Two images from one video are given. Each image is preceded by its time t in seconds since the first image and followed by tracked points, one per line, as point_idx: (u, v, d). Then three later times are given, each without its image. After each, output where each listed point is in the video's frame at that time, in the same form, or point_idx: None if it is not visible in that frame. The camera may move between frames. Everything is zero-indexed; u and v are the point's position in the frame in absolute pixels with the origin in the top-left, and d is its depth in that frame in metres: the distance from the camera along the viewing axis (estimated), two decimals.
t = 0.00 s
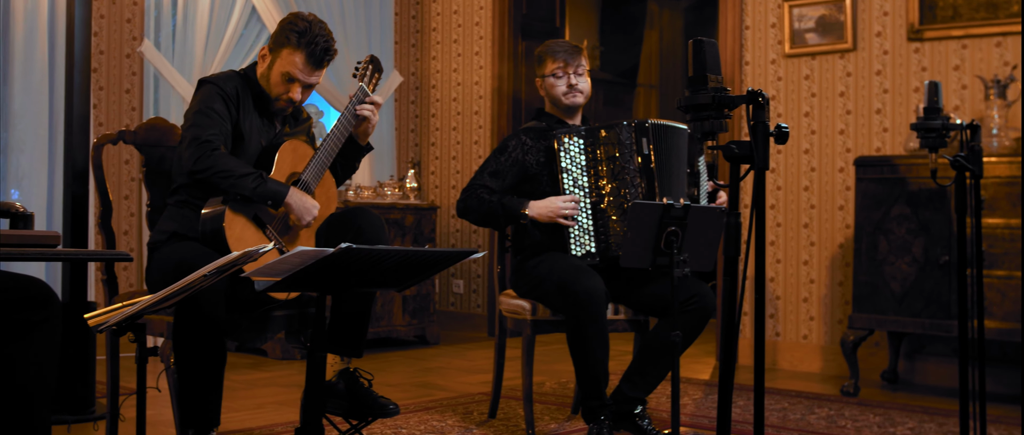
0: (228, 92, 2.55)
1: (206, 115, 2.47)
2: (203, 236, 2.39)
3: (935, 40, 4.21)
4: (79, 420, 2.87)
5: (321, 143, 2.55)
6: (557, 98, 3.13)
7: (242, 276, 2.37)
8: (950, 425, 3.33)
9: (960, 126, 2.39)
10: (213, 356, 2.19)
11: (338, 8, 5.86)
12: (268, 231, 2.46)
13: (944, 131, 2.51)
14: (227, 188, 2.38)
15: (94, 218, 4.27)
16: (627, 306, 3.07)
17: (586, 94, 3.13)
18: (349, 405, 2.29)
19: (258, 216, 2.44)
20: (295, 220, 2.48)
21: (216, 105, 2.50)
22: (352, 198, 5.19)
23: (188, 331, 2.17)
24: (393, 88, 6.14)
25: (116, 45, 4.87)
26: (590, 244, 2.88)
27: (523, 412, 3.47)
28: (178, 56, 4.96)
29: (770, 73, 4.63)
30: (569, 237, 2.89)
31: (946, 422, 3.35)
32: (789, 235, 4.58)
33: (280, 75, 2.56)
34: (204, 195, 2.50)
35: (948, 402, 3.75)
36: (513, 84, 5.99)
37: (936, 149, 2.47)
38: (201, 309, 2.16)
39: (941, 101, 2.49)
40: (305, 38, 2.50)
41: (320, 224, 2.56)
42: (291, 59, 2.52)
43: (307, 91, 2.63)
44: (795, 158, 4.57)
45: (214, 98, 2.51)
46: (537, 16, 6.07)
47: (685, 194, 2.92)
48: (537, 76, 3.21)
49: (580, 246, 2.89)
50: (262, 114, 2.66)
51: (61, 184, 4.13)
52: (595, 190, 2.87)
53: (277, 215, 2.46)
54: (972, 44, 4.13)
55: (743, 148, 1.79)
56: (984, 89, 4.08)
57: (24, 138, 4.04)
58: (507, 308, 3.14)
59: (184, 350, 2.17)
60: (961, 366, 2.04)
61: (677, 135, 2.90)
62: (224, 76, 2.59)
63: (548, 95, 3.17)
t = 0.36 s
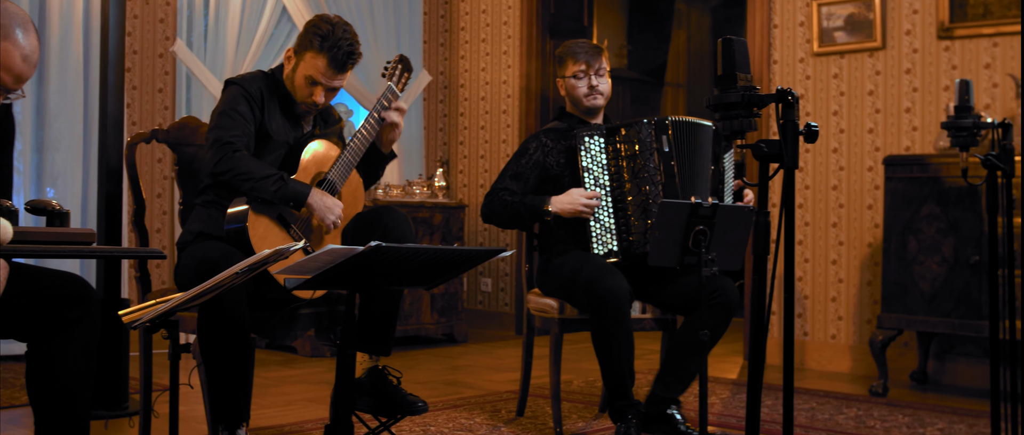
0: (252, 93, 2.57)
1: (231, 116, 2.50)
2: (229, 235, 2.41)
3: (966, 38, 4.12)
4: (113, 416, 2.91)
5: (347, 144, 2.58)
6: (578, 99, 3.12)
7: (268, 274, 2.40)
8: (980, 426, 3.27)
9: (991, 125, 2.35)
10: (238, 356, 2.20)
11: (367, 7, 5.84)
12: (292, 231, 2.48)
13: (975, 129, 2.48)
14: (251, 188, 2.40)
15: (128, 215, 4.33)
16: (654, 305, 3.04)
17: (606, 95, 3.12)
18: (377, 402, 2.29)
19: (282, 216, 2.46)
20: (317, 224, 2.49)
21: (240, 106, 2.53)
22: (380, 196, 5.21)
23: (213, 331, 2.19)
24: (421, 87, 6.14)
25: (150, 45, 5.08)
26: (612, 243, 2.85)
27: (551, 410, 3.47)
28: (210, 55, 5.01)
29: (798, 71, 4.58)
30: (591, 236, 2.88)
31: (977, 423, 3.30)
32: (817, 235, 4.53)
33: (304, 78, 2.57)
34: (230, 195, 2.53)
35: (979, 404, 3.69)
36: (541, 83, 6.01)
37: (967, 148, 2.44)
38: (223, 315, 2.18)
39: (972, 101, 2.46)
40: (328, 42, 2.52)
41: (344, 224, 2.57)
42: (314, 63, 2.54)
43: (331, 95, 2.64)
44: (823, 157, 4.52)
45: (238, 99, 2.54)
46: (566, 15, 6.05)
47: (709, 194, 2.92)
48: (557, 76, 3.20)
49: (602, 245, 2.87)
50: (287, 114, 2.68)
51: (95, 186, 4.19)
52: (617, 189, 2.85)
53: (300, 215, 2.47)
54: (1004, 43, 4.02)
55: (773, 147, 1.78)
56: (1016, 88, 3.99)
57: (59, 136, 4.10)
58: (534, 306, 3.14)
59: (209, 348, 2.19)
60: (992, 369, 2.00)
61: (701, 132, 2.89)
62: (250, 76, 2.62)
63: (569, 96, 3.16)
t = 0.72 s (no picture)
0: (290, 92, 2.59)
1: (267, 114, 2.52)
2: (261, 234, 2.42)
3: (1000, 36, 4.02)
4: (144, 414, 2.95)
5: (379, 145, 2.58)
6: (609, 100, 3.10)
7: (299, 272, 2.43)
8: (1015, 428, 3.20)
9: None
10: (268, 355, 2.20)
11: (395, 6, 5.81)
12: (324, 230, 2.49)
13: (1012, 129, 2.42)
14: (283, 187, 2.41)
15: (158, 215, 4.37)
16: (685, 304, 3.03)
17: (636, 97, 3.10)
18: (404, 400, 2.28)
19: (313, 216, 2.47)
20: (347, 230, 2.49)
21: (277, 105, 2.54)
22: (410, 195, 5.22)
23: (243, 331, 2.19)
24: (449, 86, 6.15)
25: (179, 45, 5.05)
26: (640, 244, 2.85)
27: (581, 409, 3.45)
28: (239, 55, 5.04)
29: (829, 70, 4.52)
30: (619, 237, 2.86)
31: (1012, 425, 3.23)
32: (848, 234, 4.46)
33: (343, 86, 2.58)
34: (263, 194, 2.54)
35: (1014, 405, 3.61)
36: (570, 82, 5.99)
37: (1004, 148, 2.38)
38: (253, 312, 2.19)
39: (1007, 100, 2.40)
40: (372, 53, 2.52)
41: (376, 223, 2.58)
42: (356, 72, 2.54)
43: (368, 104, 2.64)
44: (855, 157, 4.46)
45: (275, 98, 2.55)
46: (594, 13, 6.10)
47: (739, 192, 2.87)
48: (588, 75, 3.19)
49: (631, 245, 2.86)
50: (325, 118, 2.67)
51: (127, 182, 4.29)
52: (645, 189, 2.83)
53: (330, 217, 2.47)
54: None
55: (805, 146, 1.82)
56: None
57: (90, 137, 4.14)
58: (563, 306, 3.13)
59: (240, 346, 2.19)
60: None
61: (732, 133, 2.85)
62: (290, 76, 2.64)
63: (599, 96, 3.14)
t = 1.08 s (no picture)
0: (320, 95, 2.58)
1: (297, 117, 2.51)
2: (295, 235, 2.43)
3: None
4: (175, 413, 2.97)
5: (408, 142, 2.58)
6: (649, 100, 3.07)
7: (332, 272, 2.44)
8: None
9: None
10: (303, 351, 2.21)
11: (426, 10, 5.79)
12: (357, 230, 2.49)
13: None
14: (315, 189, 2.41)
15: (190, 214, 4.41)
16: (716, 306, 3.01)
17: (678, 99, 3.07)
18: (433, 399, 2.25)
19: (346, 216, 2.47)
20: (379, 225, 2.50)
21: (306, 107, 2.53)
22: (440, 195, 5.22)
23: (279, 328, 2.20)
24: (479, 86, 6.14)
25: (212, 46, 5.09)
26: (673, 244, 2.81)
27: (612, 410, 3.42)
28: (271, 55, 5.06)
29: (862, 69, 4.45)
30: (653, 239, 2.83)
31: None
32: (881, 234, 4.38)
33: (374, 93, 2.59)
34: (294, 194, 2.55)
35: None
36: (601, 82, 5.96)
37: None
38: (287, 309, 2.19)
39: None
40: (403, 62, 2.52)
41: (407, 222, 2.57)
42: (387, 81, 2.55)
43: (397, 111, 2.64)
44: (888, 156, 4.38)
45: (306, 100, 2.54)
46: (625, 13, 6.03)
47: (775, 193, 2.84)
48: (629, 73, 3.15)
49: (664, 246, 2.83)
50: (354, 119, 2.67)
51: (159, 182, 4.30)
52: (679, 191, 2.80)
53: (363, 216, 2.47)
54: None
55: (839, 146, 1.78)
56: None
57: (122, 138, 4.18)
58: (594, 306, 3.11)
59: (275, 344, 2.20)
60: None
61: (771, 136, 2.83)
62: (318, 77, 2.62)
63: (639, 95, 3.11)
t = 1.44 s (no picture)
0: (354, 94, 2.58)
1: (331, 115, 2.53)
2: (324, 233, 2.43)
3: None
4: (206, 413, 2.98)
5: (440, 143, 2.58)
6: (667, 99, 3.04)
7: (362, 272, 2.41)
8: None
9: None
10: (330, 356, 2.21)
11: (455, 9, 5.80)
12: (386, 228, 2.49)
13: None
14: (344, 186, 2.42)
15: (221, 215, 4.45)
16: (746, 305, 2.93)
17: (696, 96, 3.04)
18: (464, 400, 2.26)
19: (375, 215, 2.48)
20: (405, 231, 2.49)
21: (340, 105, 2.54)
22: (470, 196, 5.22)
23: (306, 330, 2.20)
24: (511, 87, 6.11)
25: (241, 47, 5.06)
26: (701, 244, 2.76)
27: (642, 411, 3.39)
28: (301, 56, 5.10)
29: (895, 69, 4.37)
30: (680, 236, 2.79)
31: None
32: (915, 235, 4.30)
33: (407, 89, 2.58)
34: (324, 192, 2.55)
35: None
36: (631, 82, 5.92)
37: None
38: (314, 314, 2.20)
39: None
40: (435, 56, 2.53)
41: (438, 222, 2.55)
42: (419, 75, 2.55)
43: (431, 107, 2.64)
44: (922, 156, 4.29)
45: (340, 99, 2.55)
46: (655, 13, 6.03)
47: (807, 193, 2.77)
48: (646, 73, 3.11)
49: (691, 245, 2.78)
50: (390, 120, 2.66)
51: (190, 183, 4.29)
52: (706, 190, 2.75)
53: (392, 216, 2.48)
54: None
55: (874, 147, 1.75)
56: None
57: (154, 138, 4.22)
58: (624, 307, 3.08)
59: (302, 347, 2.20)
60: None
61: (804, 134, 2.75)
62: (354, 78, 2.64)
63: (657, 94, 3.08)
